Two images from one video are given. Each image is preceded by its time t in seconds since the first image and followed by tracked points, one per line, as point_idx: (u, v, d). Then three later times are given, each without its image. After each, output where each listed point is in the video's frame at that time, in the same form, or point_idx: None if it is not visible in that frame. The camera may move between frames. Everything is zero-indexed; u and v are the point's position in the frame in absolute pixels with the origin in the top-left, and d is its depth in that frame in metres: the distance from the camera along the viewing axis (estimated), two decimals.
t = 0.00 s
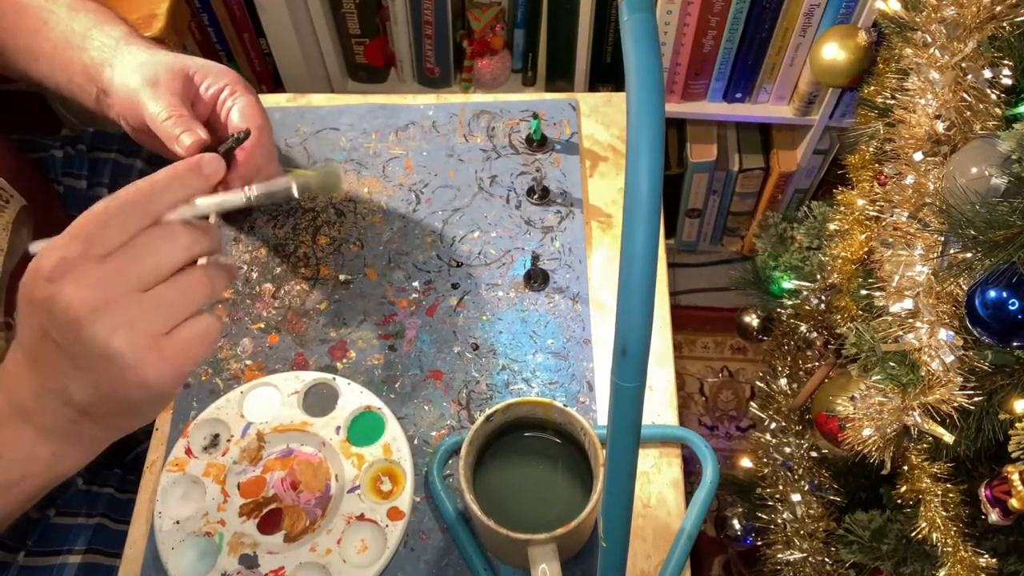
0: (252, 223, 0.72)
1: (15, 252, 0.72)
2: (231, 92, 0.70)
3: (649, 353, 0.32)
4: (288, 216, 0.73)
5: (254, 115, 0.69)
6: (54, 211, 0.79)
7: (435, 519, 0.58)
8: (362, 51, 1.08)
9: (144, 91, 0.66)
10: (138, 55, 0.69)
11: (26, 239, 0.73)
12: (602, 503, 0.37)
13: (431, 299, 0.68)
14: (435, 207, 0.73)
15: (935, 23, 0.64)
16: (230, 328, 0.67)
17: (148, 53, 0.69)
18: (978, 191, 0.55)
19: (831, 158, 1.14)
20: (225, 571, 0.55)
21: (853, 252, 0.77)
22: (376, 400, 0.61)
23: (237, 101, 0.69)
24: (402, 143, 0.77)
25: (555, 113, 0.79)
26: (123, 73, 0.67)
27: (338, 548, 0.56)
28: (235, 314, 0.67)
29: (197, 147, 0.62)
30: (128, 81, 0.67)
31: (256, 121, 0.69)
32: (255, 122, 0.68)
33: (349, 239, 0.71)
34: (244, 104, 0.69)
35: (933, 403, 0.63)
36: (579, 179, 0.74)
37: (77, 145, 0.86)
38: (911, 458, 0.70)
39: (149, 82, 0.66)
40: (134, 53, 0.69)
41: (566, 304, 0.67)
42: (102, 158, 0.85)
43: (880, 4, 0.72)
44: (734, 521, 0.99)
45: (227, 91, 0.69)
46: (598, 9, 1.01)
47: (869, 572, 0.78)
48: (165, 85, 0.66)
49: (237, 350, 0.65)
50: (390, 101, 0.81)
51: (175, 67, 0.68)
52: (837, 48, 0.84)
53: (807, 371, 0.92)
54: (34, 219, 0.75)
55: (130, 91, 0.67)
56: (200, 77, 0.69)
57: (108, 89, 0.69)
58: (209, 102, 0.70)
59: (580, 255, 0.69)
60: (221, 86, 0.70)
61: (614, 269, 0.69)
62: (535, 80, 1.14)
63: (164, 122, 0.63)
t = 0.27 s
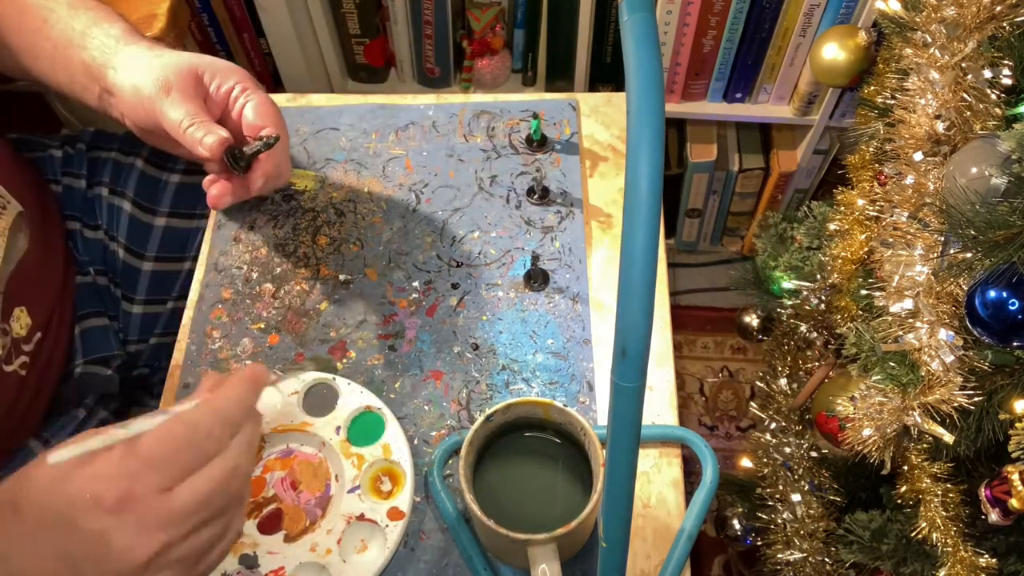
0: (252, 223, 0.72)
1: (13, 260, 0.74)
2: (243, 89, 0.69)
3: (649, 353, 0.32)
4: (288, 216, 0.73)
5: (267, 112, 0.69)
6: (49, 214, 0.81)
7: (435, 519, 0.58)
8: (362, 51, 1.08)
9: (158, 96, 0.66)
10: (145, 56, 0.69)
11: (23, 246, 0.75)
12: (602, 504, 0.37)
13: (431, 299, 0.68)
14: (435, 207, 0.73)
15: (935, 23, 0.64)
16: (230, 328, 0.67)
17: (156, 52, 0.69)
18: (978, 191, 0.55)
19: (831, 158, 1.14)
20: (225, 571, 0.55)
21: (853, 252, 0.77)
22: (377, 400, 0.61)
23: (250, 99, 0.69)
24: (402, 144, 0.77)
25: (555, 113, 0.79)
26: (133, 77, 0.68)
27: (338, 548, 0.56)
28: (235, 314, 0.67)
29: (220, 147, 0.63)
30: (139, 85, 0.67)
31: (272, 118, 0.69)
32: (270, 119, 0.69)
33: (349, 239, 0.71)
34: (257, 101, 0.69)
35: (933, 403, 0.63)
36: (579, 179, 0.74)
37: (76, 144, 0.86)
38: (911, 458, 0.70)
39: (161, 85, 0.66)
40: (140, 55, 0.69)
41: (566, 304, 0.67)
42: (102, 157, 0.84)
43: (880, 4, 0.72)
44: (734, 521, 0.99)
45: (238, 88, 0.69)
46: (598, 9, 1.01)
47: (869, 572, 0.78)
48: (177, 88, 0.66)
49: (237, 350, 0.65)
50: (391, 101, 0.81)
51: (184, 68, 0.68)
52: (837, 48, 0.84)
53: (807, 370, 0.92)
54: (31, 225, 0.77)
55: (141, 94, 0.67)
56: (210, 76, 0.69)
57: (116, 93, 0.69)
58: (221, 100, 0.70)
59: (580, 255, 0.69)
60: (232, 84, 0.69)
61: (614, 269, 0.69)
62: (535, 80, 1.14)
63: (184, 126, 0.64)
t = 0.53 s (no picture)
0: (252, 223, 0.73)
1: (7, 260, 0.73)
2: (241, 93, 0.69)
3: (650, 353, 0.32)
4: (288, 216, 0.73)
5: (266, 117, 0.69)
6: (46, 213, 0.80)
7: (435, 519, 0.58)
8: (362, 51, 1.08)
9: (157, 100, 0.66)
10: (144, 59, 0.69)
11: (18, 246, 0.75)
12: (602, 504, 0.37)
13: (431, 299, 0.68)
14: (435, 207, 0.73)
15: (935, 23, 0.64)
16: (230, 328, 0.67)
17: (154, 54, 0.69)
18: (978, 191, 0.55)
19: (831, 158, 1.14)
20: (225, 571, 0.55)
21: (853, 252, 0.77)
22: (376, 400, 0.61)
23: (248, 103, 0.69)
24: (402, 144, 0.77)
25: (555, 113, 0.79)
26: (131, 79, 0.68)
27: (338, 548, 0.56)
28: (235, 314, 0.67)
29: (219, 155, 0.63)
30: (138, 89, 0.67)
31: (270, 123, 0.69)
32: (268, 124, 0.68)
33: (349, 239, 0.71)
34: (255, 105, 0.69)
35: (933, 403, 0.63)
36: (579, 179, 0.74)
37: (76, 144, 0.86)
38: (911, 458, 0.70)
39: (160, 89, 0.66)
40: (139, 57, 0.69)
41: (566, 304, 0.67)
42: (102, 156, 0.84)
43: (880, 4, 0.72)
44: (735, 521, 0.98)
45: (237, 93, 0.69)
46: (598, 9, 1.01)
47: (869, 572, 0.78)
48: (176, 92, 0.66)
49: (237, 350, 0.65)
50: (390, 101, 0.81)
51: (183, 72, 0.67)
52: (837, 48, 0.84)
53: (806, 370, 0.92)
54: (27, 224, 0.76)
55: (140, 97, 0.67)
56: (209, 80, 0.69)
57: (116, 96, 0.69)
58: (219, 105, 0.69)
59: (580, 255, 0.69)
60: (230, 88, 0.69)
61: (614, 269, 0.69)
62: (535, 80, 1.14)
63: (183, 132, 0.64)
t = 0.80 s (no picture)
0: (252, 223, 0.73)
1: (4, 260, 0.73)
2: (239, 96, 0.69)
3: (649, 353, 0.32)
4: (288, 216, 0.73)
5: (264, 120, 0.69)
6: (44, 212, 0.80)
7: (435, 519, 0.58)
8: (362, 51, 1.08)
9: (154, 102, 0.66)
10: (141, 60, 0.69)
11: (14, 245, 0.75)
12: (602, 503, 0.37)
13: (431, 299, 0.68)
14: (435, 208, 0.73)
15: (935, 23, 0.64)
16: (230, 328, 0.67)
17: (151, 55, 0.69)
18: (978, 191, 0.55)
19: (831, 158, 1.14)
20: (225, 571, 0.55)
21: (853, 252, 0.77)
22: (376, 400, 0.61)
23: (245, 106, 0.69)
24: (402, 143, 0.77)
25: (555, 113, 0.79)
26: (129, 81, 0.68)
27: (338, 548, 0.56)
28: (235, 314, 0.67)
29: (214, 160, 0.62)
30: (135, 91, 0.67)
31: (267, 127, 0.69)
32: (266, 128, 0.68)
33: (349, 239, 0.71)
34: (252, 108, 0.69)
35: (933, 403, 0.63)
36: (579, 179, 0.74)
37: (75, 143, 0.86)
38: (911, 458, 0.70)
39: (158, 92, 0.66)
40: (137, 58, 0.69)
41: (566, 304, 0.67)
42: (102, 156, 0.84)
43: (880, 4, 0.72)
44: (734, 521, 0.99)
45: (234, 96, 0.69)
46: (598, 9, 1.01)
47: (870, 572, 0.78)
48: (173, 95, 0.66)
49: (237, 350, 0.65)
50: (390, 101, 0.81)
51: (180, 74, 0.67)
52: (837, 48, 0.84)
53: (807, 370, 0.93)
54: (24, 224, 0.76)
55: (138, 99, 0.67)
56: (206, 82, 0.69)
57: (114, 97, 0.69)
58: (216, 107, 0.69)
59: (580, 255, 0.69)
60: (228, 91, 0.69)
61: (614, 270, 0.69)
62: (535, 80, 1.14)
63: (181, 136, 0.64)
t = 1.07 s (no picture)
0: (252, 223, 0.73)
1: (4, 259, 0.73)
2: (234, 102, 0.69)
3: (649, 353, 0.32)
4: (288, 216, 0.73)
5: (259, 127, 0.69)
6: (43, 212, 0.80)
7: (435, 519, 0.58)
8: (362, 51, 1.08)
9: (151, 106, 0.66)
10: (139, 62, 0.69)
11: (14, 245, 0.75)
12: (602, 503, 0.37)
13: (431, 299, 0.68)
14: (435, 208, 0.73)
15: (935, 23, 0.64)
16: (230, 328, 0.67)
17: (149, 58, 0.69)
18: (978, 191, 0.55)
19: (831, 158, 1.14)
20: (225, 571, 0.55)
21: (853, 252, 0.77)
22: (376, 400, 0.61)
23: (241, 112, 0.69)
24: (402, 143, 0.77)
25: (555, 113, 0.79)
26: (126, 85, 0.68)
27: (338, 548, 0.56)
28: (235, 314, 0.67)
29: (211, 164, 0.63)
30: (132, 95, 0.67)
31: (262, 133, 0.69)
32: (261, 134, 0.69)
33: (349, 239, 0.71)
34: (248, 114, 0.69)
35: (933, 403, 0.63)
36: (579, 179, 0.74)
37: (75, 143, 0.86)
38: (911, 458, 0.70)
39: (155, 95, 0.66)
40: (134, 60, 0.69)
41: (566, 304, 0.67)
42: (102, 156, 0.84)
43: (880, 4, 0.72)
44: (734, 521, 0.98)
45: (231, 101, 0.69)
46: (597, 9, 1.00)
47: (870, 572, 0.78)
48: (169, 100, 0.66)
49: (237, 350, 0.65)
50: (390, 101, 0.81)
51: (176, 79, 0.67)
52: (837, 48, 0.84)
53: (807, 370, 0.93)
54: (23, 224, 0.76)
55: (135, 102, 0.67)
56: (202, 87, 0.69)
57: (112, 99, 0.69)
58: (213, 112, 0.69)
59: (580, 255, 0.69)
60: (224, 96, 0.69)
61: (614, 270, 0.69)
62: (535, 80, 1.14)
63: (177, 141, 0.64)
